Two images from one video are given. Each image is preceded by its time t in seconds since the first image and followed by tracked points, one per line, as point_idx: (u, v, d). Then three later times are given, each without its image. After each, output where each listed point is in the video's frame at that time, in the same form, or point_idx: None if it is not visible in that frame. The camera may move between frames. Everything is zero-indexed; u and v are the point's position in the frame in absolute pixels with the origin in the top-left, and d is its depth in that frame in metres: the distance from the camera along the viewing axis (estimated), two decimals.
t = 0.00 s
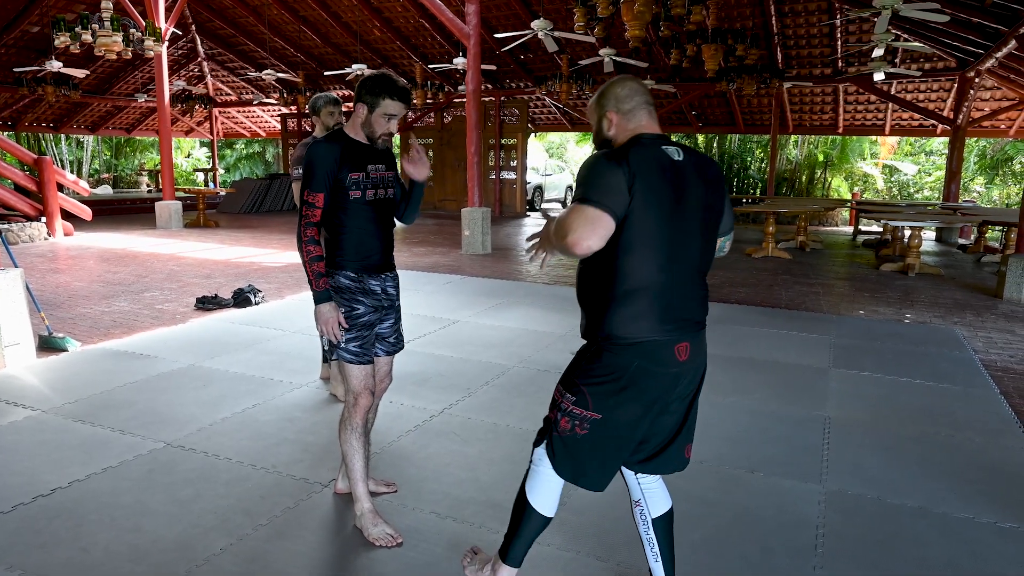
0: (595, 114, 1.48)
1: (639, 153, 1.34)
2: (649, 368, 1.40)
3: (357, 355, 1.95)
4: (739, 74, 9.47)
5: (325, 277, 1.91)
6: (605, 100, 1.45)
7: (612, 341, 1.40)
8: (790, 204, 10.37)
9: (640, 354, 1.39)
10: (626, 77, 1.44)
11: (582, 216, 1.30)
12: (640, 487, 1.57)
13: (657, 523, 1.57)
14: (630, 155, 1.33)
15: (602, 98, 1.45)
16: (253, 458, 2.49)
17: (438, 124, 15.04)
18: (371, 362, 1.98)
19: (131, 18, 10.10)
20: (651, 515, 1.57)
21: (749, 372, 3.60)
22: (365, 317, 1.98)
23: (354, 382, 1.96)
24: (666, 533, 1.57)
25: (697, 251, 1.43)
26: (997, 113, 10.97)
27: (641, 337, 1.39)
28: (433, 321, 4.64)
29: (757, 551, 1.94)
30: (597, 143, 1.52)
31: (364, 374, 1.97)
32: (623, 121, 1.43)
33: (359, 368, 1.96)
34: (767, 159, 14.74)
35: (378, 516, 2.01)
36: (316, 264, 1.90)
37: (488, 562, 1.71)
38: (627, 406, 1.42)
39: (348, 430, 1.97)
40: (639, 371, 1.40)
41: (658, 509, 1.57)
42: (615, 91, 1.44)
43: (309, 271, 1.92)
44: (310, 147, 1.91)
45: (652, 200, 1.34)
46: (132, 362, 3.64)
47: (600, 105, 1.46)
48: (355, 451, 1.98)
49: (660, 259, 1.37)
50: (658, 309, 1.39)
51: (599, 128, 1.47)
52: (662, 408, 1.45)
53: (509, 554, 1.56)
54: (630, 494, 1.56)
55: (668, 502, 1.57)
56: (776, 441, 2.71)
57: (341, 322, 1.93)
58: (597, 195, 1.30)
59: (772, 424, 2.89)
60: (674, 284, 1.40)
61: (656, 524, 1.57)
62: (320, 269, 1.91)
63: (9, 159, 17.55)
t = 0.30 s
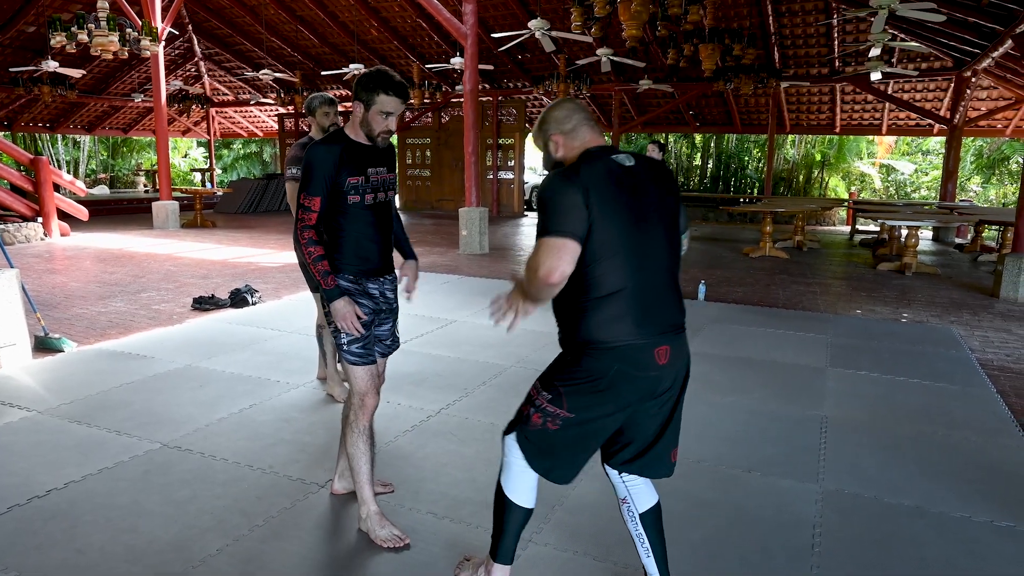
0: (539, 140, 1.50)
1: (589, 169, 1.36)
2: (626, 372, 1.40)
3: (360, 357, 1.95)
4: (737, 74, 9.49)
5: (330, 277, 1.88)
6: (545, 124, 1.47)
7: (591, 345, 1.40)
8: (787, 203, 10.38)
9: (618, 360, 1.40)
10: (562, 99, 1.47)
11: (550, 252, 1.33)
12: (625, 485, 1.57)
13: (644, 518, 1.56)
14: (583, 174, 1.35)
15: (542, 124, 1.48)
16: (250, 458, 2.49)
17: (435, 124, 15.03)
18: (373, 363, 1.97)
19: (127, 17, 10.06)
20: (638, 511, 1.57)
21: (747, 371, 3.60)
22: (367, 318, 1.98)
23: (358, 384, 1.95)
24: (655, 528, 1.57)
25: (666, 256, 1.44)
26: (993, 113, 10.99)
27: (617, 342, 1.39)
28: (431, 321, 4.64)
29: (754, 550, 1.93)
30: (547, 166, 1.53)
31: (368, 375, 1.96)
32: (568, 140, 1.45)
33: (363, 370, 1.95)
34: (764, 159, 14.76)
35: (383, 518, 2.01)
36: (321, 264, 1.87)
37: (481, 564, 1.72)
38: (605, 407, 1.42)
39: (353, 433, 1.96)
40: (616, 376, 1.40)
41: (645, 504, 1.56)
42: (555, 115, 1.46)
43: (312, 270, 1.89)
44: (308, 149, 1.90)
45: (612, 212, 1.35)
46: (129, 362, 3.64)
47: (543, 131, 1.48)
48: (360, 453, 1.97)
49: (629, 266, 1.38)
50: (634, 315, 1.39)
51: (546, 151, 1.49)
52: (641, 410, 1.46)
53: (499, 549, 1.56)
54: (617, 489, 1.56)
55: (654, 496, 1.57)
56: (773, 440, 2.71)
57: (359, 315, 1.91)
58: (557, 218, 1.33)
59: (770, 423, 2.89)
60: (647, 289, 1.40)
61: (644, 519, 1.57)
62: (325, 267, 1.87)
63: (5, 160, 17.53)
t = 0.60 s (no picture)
0: (533, 114, 1.47)
1: (573, 157, 1.35)
2: (587, 359, 1.42)
3: (363, 359, 1.95)
4: (735, 73, 9.50)
5: (337, 286, 1.88)
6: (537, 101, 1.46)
7: (551, 332, 1.43)
8: (786, 202, 10.37)
9: (578, 347, 1.42)
10: (558, 76, 1.44)
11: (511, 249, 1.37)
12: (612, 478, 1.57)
13: (632, 512, 1.58)
14: (563, 164, 1.35)
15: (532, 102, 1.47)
16: (248, 458, 2.49)
17: (433, 124, 15.02)
18: (376, 365, 1.98)
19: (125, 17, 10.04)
20: (625, 505, 1.58)
21: (745, 371, 3.60)
22: (371, 321, 1.99)
23: (359, 386, 1.96)
24: (645, 522, 1.58)
25: (636, 248, 1.45)
26: (991, 112, 11.00)
27: (580, 329, 1.41)
28: (428, 321, 4.63)
29: (752, 550, 1.93)
30: (536, 143, 1.51)
31: (370, 378, 1.97)
32: (561, 122, 1.42)
33: (365, 372, 1.96)
34: (763, 158, 14.76)
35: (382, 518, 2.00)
36: (328, 272, 1.87)
37: (478, 563, 1.72)
38: (568, 396, 1.43)
39: (352, 434, 1.96)
40: (578, 364, 1.42)
41: (632, 497, 1.57)
42: (553, 92, 1.43)
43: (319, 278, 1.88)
44: (317, 151, 1.87)
45: (587, 203, 1.36)
46: (127, 362, 3.64)
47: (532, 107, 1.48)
48: (358, 455, 1.97)
49: (597, 257, 1.39)
50: (597, 303, 1.41)
51: (537, 128, 1.46)
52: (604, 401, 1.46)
53: (491, 546, 1.57)
54: (603, 484, 1.58)
55: (640, 489, 1.58)
56: (771, 440, 2.71)
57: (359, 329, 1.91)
58: (530, 207, 1.35)
59: (768, 422, 2.89)
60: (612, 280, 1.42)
61: (632, 513, 1.58)
62: (332, 277, 1.86)
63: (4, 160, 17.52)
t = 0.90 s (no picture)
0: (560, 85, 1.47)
1: (581, 140, 1.36)
2: (576, 346, 1.43)
3: (368, 360, 1.96)
4: (733, 74, 9.50)
5: (341, 284, 1.88)
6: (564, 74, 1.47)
7: (541, 317, 1.44)
8: (785, 202, 10.37)
9: (566, 335, 1.43)
10: (590, 53, 1.43)
11: (490, 213, 1.40)
12: (614, 486, 1.57)
13: (632, 522, 1.57)
14: (570, 144, 1.35)
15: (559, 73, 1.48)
16: (247, 457, 2.49)
17: (432, 124, 15.01)
18: (380, 366, 1.99)
19: (124, 16, 10.03)
20: (626, 515, 1.57)
21: (743, 371, 3.60)
22: (377, 321, 2.00)
23: (362, 387, 1.96)
24: (645, 532, 1.57)
25: (635, 240, 1.45)
26: (989, 113, 11.02)
27: (569, 316, 1.42)
28: (427, 321, 4.63)
29: (751, 549, 1.94)
30: (559, 115, 1.51)
31: (372, 379, 1.97)
32: (583, 101, 1.43)
33: (369, 373, 1.96)
34: (761, 159, 14.77)
35: (382, 519, 2.00)
36: (333, 270, 1.87)
37: (477, 564, 1.73)
38: (560, 386, 1.44)
39: (353, 434, 1.95)
40: (566, 352, 1.43)
41: (633, 507, 1.56)
42: (584, 69, 1.43)
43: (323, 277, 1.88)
44: (320, 149, 1.87)
45: (587, 189, 1.36)
46: (126, 361, 3.64)
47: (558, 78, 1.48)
48: (360, 455, 1.96)
49: (592, 245, 1.40)
50: (587, 291, 1.41)
51: (560, 101, 1.47)
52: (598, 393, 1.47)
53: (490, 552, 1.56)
54: (606, 491, 1.57)
55: (643, 499, 1.57)
56: (770, 440, 2.71)
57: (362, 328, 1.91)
58: (523, 180, 1.36)
59: (767, 422, 2.90)
60: (605, 268, 1.42)
61: (632, 523, 1.57)
62: (336, 275, 1.86)
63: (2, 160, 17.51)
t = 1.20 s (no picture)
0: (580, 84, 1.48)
1: (599, 139, 1.36)
2: (595, 343, 1.43)
3: (364, 355, 1.95)
4: (732, 74, 9.50)
5: (340, 279, 1.89)
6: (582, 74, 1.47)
7: (562, 315, 1.45)
8: (783, 202, 10.38)
9: (585, 333, 1.43)
10: (607, 49, 1.43)
11: (526, 238, 1.41)
12: (634, 491, 1.57)
13: (649, 529, 1.57)
14: (588, 145, 1.35)
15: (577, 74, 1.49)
16: (246, 457, 2.49)
17: (431, 124, 15.02)
18: (377, 361, 1.98)
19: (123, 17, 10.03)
20: (644, 523, 1.57)
21: (741, 371, 3.61)
22: (373, 317, 1.99)
23: (361, 382, 1.97)
24: (660, 539, 1.57)
25: (655, 235, 1.45)
26: (988, 113, 11.04)
27: (587, 313, 1.43)
28: (426, 321, 4.63)
29: (748, 549, 1.94)
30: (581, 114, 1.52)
31: (370, 374, 1.97)
32: (601, 100, 1.43)
33: (366, 368, 1.96)
34: (760, 159, 14.78)
35: (381, 518, 2.00)
36: (332, 266, 1.89)
37: (486, 565, 1.71)
38: (580, 384, 1.44)
39: (352, 429, 1.96)
40: (587, 351, 1.43)
41: (652, 516, 1.56)
42: (600, 67, 1.43)
43: (322, 273, 1.91)
44: (318, 148, 1.90)
45: (604, 187, 1.37)
46: (125, 361, 3.64)
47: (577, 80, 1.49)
48: (359, 451, 1.97)
49: (611, 243, 1.40)
50: (607, 288, 1.42)
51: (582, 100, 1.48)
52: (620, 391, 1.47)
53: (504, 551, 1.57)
54: (625, 496, 1.57)
55: (663, 507, 1.57)
56: (768, 440, 2.71)
57: (360, 323, 1.93)
58: (546, 189, 1.36)
59: (765, 422, 2.90)
60: (625, 265, 1.42)
61: (649, 531, 1.57)
62: (336, 270, 1.88)
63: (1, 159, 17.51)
